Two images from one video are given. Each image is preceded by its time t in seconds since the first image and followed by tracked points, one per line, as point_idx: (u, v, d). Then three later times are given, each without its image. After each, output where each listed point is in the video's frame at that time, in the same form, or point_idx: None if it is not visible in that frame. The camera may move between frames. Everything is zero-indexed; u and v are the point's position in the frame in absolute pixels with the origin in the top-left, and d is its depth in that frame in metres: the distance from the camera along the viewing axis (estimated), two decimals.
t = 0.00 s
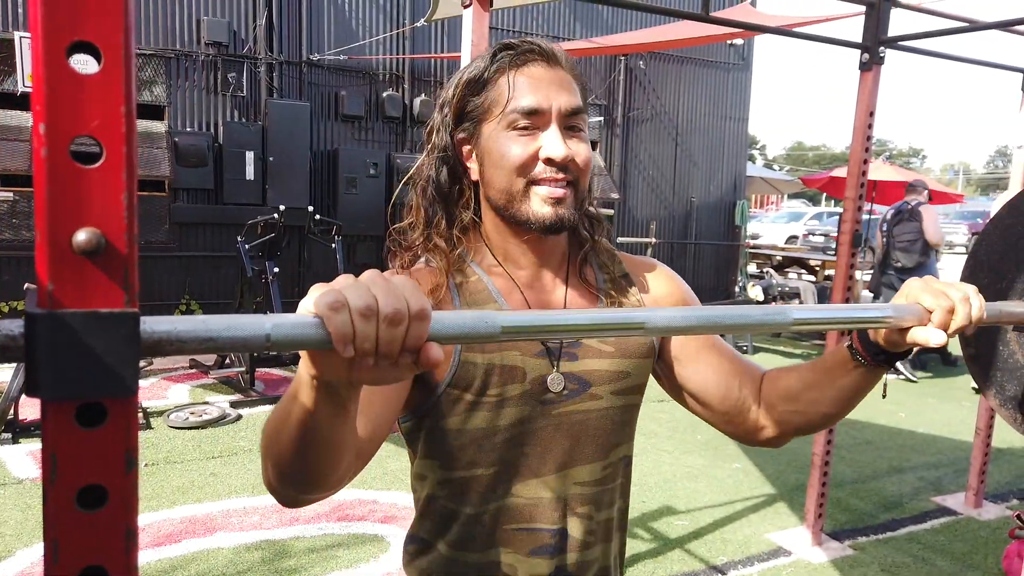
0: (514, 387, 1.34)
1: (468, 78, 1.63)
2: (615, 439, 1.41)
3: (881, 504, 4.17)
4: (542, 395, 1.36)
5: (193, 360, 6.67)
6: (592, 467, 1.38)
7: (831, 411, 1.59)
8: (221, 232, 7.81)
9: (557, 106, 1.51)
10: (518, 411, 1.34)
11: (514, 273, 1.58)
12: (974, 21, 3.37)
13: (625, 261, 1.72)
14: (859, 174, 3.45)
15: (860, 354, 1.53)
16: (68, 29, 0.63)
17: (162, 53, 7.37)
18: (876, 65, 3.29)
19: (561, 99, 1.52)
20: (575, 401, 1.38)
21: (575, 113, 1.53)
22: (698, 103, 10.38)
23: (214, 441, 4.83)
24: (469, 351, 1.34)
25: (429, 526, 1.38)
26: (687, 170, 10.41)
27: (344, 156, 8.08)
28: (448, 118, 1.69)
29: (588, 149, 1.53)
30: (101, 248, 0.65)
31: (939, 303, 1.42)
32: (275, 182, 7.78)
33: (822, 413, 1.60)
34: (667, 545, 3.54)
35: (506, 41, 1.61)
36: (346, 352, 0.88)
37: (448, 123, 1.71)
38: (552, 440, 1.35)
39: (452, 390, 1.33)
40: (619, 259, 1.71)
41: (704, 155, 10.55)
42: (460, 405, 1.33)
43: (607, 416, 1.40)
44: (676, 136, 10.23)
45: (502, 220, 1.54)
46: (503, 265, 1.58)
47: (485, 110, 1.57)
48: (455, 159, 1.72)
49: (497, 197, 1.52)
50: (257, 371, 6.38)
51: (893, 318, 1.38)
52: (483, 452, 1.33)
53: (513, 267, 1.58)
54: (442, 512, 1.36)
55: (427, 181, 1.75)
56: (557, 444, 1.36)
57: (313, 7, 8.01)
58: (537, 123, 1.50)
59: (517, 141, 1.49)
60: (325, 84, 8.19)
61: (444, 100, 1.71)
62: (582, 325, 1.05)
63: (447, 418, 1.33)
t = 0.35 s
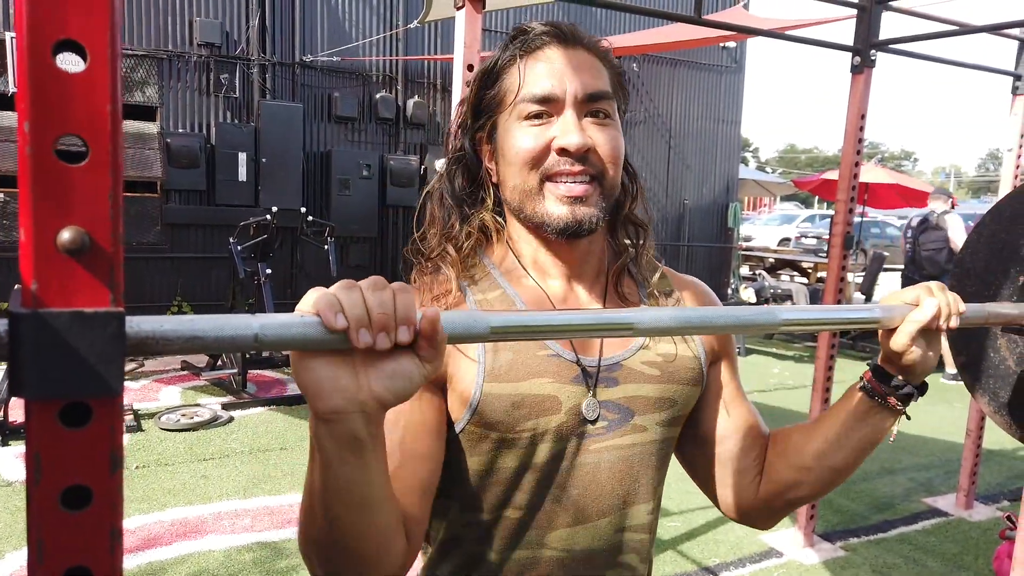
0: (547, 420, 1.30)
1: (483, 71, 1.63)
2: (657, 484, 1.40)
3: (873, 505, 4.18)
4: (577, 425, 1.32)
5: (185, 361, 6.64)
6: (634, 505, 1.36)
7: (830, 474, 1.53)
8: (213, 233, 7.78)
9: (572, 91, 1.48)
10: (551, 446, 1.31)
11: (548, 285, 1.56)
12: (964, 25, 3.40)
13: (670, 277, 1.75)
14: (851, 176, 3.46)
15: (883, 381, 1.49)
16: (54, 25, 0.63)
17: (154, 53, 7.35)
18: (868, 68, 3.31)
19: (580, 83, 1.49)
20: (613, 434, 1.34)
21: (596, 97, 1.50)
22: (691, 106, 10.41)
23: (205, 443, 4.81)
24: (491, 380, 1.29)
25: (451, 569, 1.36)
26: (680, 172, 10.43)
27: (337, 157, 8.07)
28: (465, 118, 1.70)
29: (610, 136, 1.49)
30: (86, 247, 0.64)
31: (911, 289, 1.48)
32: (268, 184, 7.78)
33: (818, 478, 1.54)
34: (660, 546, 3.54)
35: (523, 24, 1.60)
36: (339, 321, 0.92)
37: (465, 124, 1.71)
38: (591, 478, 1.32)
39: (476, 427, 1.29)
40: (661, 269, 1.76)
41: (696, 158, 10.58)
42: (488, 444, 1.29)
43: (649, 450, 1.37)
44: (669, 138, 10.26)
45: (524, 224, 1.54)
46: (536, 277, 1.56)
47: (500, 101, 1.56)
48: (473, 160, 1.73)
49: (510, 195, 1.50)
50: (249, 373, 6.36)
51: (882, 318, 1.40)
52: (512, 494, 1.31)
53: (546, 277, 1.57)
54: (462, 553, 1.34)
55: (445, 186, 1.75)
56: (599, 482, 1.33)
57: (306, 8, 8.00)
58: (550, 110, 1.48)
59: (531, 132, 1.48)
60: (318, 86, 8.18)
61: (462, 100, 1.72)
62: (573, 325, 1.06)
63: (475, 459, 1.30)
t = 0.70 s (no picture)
0: (588, 452, 1.28)
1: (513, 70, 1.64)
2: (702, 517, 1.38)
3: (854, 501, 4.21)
4: (627, 459, 1.30)
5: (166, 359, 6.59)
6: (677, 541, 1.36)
7: (884, 495, 1.51)
8: (194, 230, 7.72)
9: (603, 86, 1.45)
10: (599, 482, 1.29)
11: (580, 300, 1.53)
12: (943, 24, 3.42)
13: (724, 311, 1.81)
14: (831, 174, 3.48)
15: (900, 375, 1.51)
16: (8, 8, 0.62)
17: (134, 48, 7.27)
18: (848, 66, 3.32)
19: (612, 78, 1.46)
20: (663, 467, 1.33)
21: (630, 92, 1.47)
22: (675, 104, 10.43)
23: (185, 442, 4.77)
24: (524, 406, 1.26)
25: None
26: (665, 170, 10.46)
27: (320, 154, 8.03)
28: (496, 124, 1.71)
29: (646, 133, 1.44)
30: (41, 233, 0.63)
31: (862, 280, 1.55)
32: (250, 180, 7.73)
33: (873, 501, 1.51)
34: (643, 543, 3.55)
35: (557, 19, 1.58)
36: (305, 304, 0.93)
37: (496, 131, 1.71)
38: (644, 514, 1.32)
39: (503, 459, 1.25)
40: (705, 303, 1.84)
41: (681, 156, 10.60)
42: (529, 477, 1.26)
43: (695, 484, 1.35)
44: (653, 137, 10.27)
45: (552, 235, 1.50)
46: (565, 289, 1.53)
47: (531, 100, 1.55)
48: (501, 168, 1.72)
49: (536, 198, 1.48)
50: (230, 371, 6.31)
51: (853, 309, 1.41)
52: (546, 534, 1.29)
53: (575, 291, 1.53)
54: None
55: (472, 195, 1.75)
56: (649, 518, 1.33)
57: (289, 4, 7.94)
58: (582, 106, 1.45)
59: (558, 129, 1.45)
60: (301, 82, 8.13)
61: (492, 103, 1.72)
62: (544, 317, 1.07)
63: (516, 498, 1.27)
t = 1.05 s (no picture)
0: (610, 480, 1.21)
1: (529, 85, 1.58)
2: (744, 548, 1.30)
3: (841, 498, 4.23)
4: (657, 486, 1.23)
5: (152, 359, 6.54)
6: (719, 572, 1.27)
7: (919, 490, 1.48)
8: (180, 228, 7.67)
9: (622, 104, 1.39)
10: (628, 511, 1.21)
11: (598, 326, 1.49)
12: (926, 24, 3.45)
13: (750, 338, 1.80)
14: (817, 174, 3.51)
15: (903, 362, 1.52)
16: None
17: (119, 45, 7.21)
18: (833, 66, 3.34)
19: (631, 95, 1.40)
20: (694, 493, 1.25)
21: (650, 110, 1.41)
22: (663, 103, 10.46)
23: (172, 442, 4.73)
24: (547, 431, 1.21)
25: None
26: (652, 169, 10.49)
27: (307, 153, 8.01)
28: (509, 139, 1.64)
29: (666, 154, 1.39)
30: (25, 228, 0.64)
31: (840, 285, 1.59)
32: (237, 178, 7.71)
33: (913, 497, 1.47)
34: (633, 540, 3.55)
35: (574, 33, 1.53)
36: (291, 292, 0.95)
37: (510, 147, 1.64)
38: (676, 544, 1.24)
39: (527, 490, 1.20)
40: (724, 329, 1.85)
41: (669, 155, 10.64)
42: (558, 510, 1.20)
43: (729, 510, 1.28)
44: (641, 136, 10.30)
45: (568, 258, 1.44)
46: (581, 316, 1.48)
47: (545, 116, 1.49)
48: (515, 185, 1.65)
49: (549, 218, 1.42)
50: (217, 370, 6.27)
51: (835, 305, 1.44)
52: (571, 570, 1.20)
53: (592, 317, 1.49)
54: None
55: (486, 216, 1.69)
56: (683, 548, 1.24)
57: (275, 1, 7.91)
58: (599, 125, 1.39)
59: (572, 146, 1.39)
60: (287, 79, 8.09)
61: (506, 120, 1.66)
62: (528, 314, 1.08)
63: (543, 533, 1.20)
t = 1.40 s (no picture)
0: (596, 470, 1.20)
1: (567, 46, 1.40)
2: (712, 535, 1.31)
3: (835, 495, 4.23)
4: (642, 476, 1.22)
5: (144, 356, 6.52)
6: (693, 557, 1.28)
7: (852, 477, 1.53)
8: (172, 226, 7.63)
9: (683, 108, 1.26)
10: (611, 498, 1.21)
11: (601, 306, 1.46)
12: (920, 22, 3.45)
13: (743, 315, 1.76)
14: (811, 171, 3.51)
15: (873, 368, 1.52)
16: None
17: (111, 41, 7.16)
18: (828, 63, 3.33)
19: (692, 97, 1.27)
20: (676, 484, 1.25)
21: (709, 117, 1.29)
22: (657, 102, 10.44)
23: (164, 439, 4.71)
24: (527, 417, 1.20)
25: None
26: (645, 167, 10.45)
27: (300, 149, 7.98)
28: (531, 96, 1.48)
29: (712, 166, 1.30)
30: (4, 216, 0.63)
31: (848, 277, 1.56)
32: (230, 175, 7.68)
33: (851, 480, 1.53)
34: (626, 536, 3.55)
35: (629, 6, 1.36)
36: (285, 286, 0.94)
37: (531, 100, 1.48)
38: (654, 531, 1.24)
39: (506, 474, 1.18)
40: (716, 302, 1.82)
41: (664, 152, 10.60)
42: (543, 500, 1.19)
43: (707, 497, 1.29)
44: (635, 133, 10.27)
45: (591, 252, 1.37)
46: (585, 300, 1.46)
47: (584, 92, 1.33)
48: (530, 146, 1.53)
49: (581, 216, 1.31)
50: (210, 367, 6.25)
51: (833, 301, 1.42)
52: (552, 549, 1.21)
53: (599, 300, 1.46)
54: None
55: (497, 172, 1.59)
56: (667, 535, 1.26)
57: None
58: (654, 127, 1.26)
59: (620, 146, 1.26)
60: (280, 76, 8.05)
61: (529, 72, 1.49)
62: (522, 309, 1.08)
63: (517, 516, 1.20)
